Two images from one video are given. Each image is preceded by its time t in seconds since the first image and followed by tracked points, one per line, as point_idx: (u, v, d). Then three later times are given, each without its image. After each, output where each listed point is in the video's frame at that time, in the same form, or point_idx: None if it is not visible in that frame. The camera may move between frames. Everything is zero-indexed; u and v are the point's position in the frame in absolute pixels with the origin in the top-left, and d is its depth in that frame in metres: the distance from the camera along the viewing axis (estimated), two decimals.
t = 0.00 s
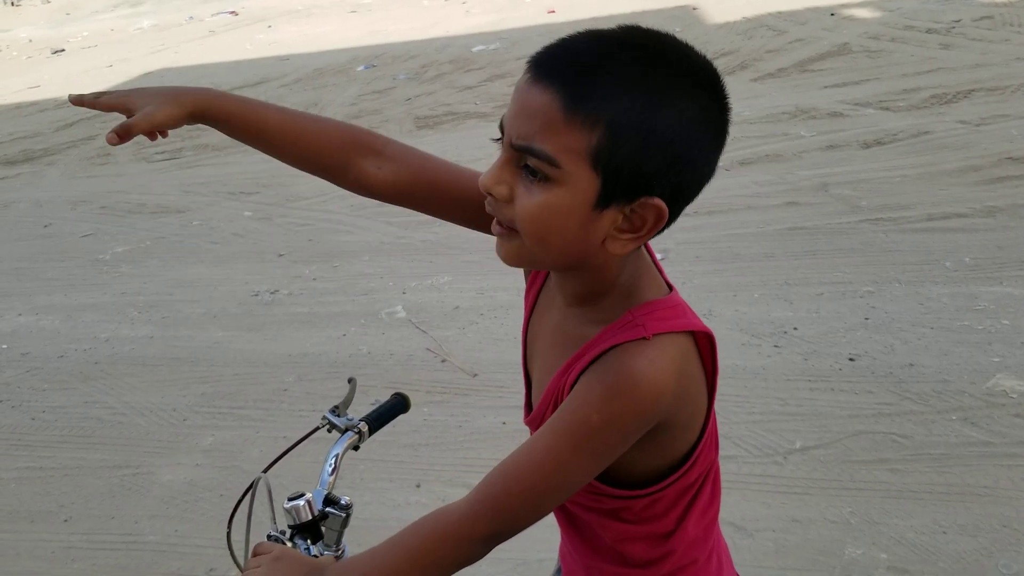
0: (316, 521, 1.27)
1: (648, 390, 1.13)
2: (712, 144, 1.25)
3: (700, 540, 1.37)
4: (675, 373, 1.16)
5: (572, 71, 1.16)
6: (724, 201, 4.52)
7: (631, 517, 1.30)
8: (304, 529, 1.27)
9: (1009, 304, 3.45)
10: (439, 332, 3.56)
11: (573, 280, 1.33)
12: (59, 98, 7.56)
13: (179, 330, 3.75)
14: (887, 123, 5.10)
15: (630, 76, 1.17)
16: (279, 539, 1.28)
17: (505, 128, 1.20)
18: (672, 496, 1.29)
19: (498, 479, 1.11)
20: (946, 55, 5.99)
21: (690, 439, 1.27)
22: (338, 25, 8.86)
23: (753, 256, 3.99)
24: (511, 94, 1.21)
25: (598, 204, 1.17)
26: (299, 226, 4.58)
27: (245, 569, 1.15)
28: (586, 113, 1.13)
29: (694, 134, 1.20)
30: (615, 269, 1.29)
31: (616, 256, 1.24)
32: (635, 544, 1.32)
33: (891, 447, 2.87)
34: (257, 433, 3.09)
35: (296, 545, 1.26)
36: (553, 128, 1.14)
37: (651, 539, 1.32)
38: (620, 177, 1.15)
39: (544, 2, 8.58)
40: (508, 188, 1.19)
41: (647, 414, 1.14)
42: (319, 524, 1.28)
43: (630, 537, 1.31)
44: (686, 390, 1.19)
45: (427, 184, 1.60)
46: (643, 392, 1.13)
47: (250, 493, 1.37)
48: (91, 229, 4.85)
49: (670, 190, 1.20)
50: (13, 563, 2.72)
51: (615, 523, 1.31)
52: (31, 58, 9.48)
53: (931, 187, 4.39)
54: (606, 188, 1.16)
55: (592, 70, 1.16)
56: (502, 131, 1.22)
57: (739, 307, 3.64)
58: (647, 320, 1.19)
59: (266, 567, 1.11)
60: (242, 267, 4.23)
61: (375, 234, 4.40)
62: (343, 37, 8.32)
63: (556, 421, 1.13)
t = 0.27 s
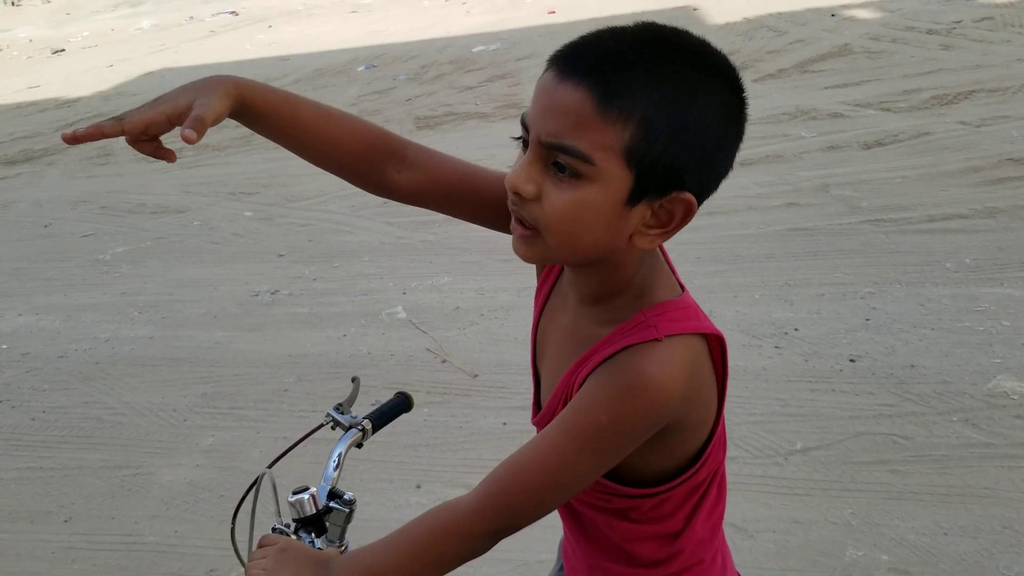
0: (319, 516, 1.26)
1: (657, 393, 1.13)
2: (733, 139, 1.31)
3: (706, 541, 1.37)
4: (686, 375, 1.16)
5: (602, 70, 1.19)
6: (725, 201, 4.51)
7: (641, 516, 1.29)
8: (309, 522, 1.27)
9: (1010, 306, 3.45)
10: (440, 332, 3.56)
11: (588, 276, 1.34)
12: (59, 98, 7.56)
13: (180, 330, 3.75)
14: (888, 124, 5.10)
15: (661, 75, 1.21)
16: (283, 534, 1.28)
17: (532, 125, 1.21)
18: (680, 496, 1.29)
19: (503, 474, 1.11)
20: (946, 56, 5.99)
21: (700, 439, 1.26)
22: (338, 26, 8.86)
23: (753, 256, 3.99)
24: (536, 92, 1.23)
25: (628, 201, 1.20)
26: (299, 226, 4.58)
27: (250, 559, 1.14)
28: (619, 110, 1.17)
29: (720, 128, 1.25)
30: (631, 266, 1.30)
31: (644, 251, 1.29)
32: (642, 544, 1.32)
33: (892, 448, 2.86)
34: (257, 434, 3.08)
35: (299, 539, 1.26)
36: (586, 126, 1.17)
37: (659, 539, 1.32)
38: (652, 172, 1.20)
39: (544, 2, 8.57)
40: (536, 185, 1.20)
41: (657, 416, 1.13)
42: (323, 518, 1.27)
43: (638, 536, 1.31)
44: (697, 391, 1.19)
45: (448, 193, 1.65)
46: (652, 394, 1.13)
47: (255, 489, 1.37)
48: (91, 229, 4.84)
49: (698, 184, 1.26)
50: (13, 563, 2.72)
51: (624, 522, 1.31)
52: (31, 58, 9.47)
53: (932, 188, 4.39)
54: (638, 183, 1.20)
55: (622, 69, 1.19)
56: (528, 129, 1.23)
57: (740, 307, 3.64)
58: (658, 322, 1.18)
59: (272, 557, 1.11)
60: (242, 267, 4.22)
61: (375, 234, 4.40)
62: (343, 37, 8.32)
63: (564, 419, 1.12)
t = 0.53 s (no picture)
0: (321, 517, 1.26)
1: (662, 393, 1.13)
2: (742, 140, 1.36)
3: (710, 542, 1.37)
4: (691, 377, 1.17)
5: (628, 73, 1.20)
6: (724, 203, 4.52)
7: (646, 518, 1.30)
8: (311, 523, 1.27)
9: (1009, 307, 3.46)
10: (439, 333, 3.56)
11: (597, 278, 1.34)
12: (58, 98, 7.56)
13: (179, 330, 3.75)
14: (887, 125, 5.10)
15: (684, 78, 1.24)
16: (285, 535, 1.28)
17: (555, 127, 1.21)
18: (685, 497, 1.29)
19: (507, 475, 1.11)
20: (946, 58, 5.99)
21: (705, 441, 1.27)
22: (338, 26, 8.85)
23: (753, 258, 4.00)
24: (556, 93, 1.23)
25: (650, 203, 1.21)
26: (299, 227, 4.58)
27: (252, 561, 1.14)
28: (648, 112, 1.18)
29: (733, 129, 1.30)
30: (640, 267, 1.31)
31: (660, 253, 1.30)
32: (647, 545, 1.32)
33: (891, 450, 2.87)
34: (257, 434, 3.08)
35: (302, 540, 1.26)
36: (612, 127, 1.17)
37: (664, 540, 1.32)
38: (678, 173, 1.22)
39: (544, 3, 8.57)
40: (559, 186, 1.19)
41: (662, 417, 1.14)
42: (325, 520, 1.27)
43: (643, 538, 1.31)
44: (702, 392, 1.19)
45: (458, 211, 1.66)
46: (657, 394, 1.13)
47: (257, 490, 1.37)
48: (90, 229, 4.84)
49: (715, 184, 1.30)
50: (13, 564, 2.72)
51: (629, 523, 1.31)
52: (30, 58, 9.46)
53: (932, 189, 4.39)
54: (663, 184, 1.21)
55: (648, 73, 1.21)
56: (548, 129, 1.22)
57: (740, 308, 3.64)
58: (663, 324, 1.19)
59: (274, 557, 1.10)
60: (242, 268, 4.22)
61: (375, 235, 4.40)
62: (343, 37, 8.32)
63: (569, 419, 1.13)
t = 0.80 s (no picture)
0: (318, 521, 1.26)
1: (649, 385, 1.13)
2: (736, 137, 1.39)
3: (706, 545, 1.38)
4: (681, 371, 1.17)
5: (639, 83, 1.20)
6: (724, 204, 4.52)
7: (643, 520, 1.30)
8: (307, 528, 1.27)
9: (1009, 309, 3.46)
10: (439, 333, 3.56)
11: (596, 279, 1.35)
12: (59, 97, 7.56)
13: (180, 330, 3.75)
14: (888, 127, 5.10)
15: (692, 86, 1.25)
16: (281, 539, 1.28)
17: (567, 141, 1.19)
18: (681, 498, 1.29)
19: (496, 468, 1.11)
20: (947, 59, 5.99)
21: (702, 442, 1.27)
22: (339, 26, 8.86)
23: (753, 259, 4.00)
24: (565, 104, 1.21)
25: (663, 211, 1.22)
26: (300, 227, 4.58)
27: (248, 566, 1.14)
28: (665, 124, 1.18)
29: (734, 130, 1.33)
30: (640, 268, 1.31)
31: (662, 254, 1.31)
32: (642, 547, 1.32)
33: (890, 451, 2.87)
34: (257, 434, 3.09)
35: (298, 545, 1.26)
36: (629, 140, 1.17)
37: (660, 541, 1.32)
38: (690, 179, 1.24)
39: (545, 3, 8.58)
40: (577, 201, 1.18)
41: (649, 410, 1.14)
42: (322, 524, 1.27)
43: (639, 539, 1.31)
44: (695, 387, 1.19)
45: (469, 216, 1.68)
46: (644, 386, 1.13)
47: (252, 493, 1.37)
48: (91, 229, 4.85)
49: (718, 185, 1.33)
50: (14, 563, 2.73)
51: (626, 524, 1.31)
52: (31, 57, 9.46)
53: (933, 191, 4.39)
54: (677, 192, 1.23)
55: (660, 82, 1.21)
56: (559, 142, 1.21)
57: (740, 310, 3.65)
58: (654, 318, 1.19)
59: (271, 563, 1.11)
60: (242, 267, 4.23)
61: (375, 235, 4.41)
62: (344, 37, 8.33)
63: (559, 413, 1.13)
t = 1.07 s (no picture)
0: (315, 529, 1.26)
1: (642, 381, 1.14)
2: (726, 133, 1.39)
3: (703, 545, 1.38)
4: (675, 368, 1.17)
5: (626, 91, 1.20)
6: (723, 205, 4.52)
7: (640, 518, 1.30)
8: (303, 535, 1.27)
9: (1007, 311, 3.47)
10: (439, 334, 3.57)
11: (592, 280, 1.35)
12: (59, 97, 7.56)
13: (179, 330, 3.75)
14: (887, 129, 5.11)
15: (678, 90, 1.25)
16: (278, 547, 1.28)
17: (556, 154, 1.20)
18: (678, 497, 1.30)
19: (491, 469, 1.12)
20: (946, 61, 6.00)
21: (698, 440, 1.28)
22: (339, 26, 8.86)
23: (752, 260, 4.01)
24: (551, 117, 1.22)
25: (657, 215, 1.23)
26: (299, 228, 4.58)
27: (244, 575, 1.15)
28: (652, 132, 1.19)
29: (723, 129, 1.33)
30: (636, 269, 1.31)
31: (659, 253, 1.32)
32: (640, 546, 1.33)
33: (888, 453, 2.88)
34: (257, 434, 3.09)
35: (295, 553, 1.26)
36: (618, 150, 1.17)
37: (656, 540, 1.32)
38: (680, 182, 1.24)
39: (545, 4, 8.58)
40: (570, 213, 1.19)
41: (643, 407, 1.14)
42: (318, 531, 1.27)
43: (636, 538, 1.32)
44: (689, 384, 1.20)
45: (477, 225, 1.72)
46: (637, 383, 1.14)
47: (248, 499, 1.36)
48: (90, 229, 4.85)
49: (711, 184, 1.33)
50: (13, 562, 2.73)
51: (623, 523, 1.32)
52: (30, 57, 9.46)
53: (932, 194, 4.40)
54: (668, 196, 1.23)
55: (647, 90, 1.21)
56: (550, 153, 1.21)
57: (739, 311, 3.65)
58: (647, 314, 1.20)
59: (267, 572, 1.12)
60: (242, 268, 4.23)
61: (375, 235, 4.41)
62: (344, 37, 8.33)
63: (553, 411, 1.14)
